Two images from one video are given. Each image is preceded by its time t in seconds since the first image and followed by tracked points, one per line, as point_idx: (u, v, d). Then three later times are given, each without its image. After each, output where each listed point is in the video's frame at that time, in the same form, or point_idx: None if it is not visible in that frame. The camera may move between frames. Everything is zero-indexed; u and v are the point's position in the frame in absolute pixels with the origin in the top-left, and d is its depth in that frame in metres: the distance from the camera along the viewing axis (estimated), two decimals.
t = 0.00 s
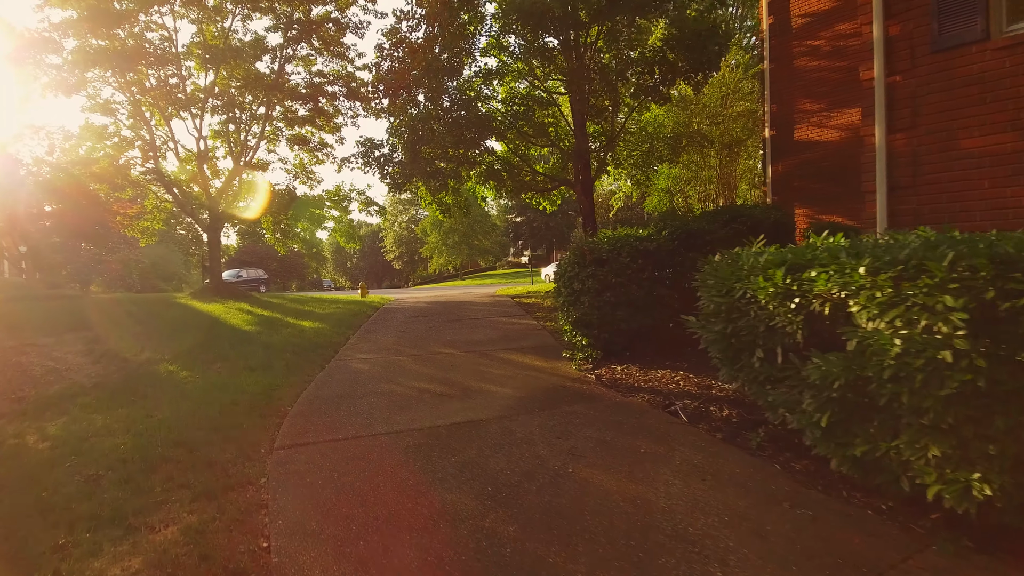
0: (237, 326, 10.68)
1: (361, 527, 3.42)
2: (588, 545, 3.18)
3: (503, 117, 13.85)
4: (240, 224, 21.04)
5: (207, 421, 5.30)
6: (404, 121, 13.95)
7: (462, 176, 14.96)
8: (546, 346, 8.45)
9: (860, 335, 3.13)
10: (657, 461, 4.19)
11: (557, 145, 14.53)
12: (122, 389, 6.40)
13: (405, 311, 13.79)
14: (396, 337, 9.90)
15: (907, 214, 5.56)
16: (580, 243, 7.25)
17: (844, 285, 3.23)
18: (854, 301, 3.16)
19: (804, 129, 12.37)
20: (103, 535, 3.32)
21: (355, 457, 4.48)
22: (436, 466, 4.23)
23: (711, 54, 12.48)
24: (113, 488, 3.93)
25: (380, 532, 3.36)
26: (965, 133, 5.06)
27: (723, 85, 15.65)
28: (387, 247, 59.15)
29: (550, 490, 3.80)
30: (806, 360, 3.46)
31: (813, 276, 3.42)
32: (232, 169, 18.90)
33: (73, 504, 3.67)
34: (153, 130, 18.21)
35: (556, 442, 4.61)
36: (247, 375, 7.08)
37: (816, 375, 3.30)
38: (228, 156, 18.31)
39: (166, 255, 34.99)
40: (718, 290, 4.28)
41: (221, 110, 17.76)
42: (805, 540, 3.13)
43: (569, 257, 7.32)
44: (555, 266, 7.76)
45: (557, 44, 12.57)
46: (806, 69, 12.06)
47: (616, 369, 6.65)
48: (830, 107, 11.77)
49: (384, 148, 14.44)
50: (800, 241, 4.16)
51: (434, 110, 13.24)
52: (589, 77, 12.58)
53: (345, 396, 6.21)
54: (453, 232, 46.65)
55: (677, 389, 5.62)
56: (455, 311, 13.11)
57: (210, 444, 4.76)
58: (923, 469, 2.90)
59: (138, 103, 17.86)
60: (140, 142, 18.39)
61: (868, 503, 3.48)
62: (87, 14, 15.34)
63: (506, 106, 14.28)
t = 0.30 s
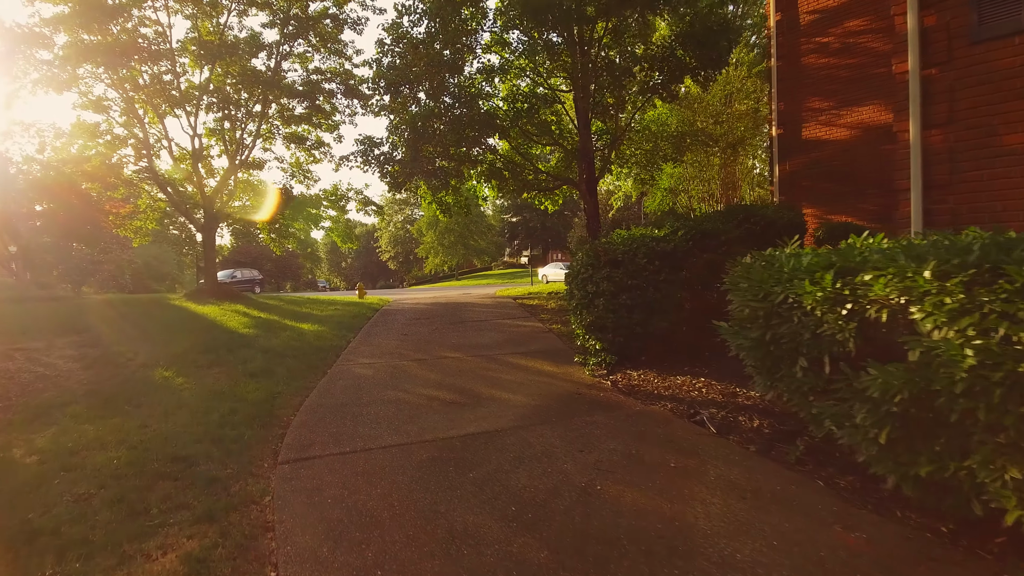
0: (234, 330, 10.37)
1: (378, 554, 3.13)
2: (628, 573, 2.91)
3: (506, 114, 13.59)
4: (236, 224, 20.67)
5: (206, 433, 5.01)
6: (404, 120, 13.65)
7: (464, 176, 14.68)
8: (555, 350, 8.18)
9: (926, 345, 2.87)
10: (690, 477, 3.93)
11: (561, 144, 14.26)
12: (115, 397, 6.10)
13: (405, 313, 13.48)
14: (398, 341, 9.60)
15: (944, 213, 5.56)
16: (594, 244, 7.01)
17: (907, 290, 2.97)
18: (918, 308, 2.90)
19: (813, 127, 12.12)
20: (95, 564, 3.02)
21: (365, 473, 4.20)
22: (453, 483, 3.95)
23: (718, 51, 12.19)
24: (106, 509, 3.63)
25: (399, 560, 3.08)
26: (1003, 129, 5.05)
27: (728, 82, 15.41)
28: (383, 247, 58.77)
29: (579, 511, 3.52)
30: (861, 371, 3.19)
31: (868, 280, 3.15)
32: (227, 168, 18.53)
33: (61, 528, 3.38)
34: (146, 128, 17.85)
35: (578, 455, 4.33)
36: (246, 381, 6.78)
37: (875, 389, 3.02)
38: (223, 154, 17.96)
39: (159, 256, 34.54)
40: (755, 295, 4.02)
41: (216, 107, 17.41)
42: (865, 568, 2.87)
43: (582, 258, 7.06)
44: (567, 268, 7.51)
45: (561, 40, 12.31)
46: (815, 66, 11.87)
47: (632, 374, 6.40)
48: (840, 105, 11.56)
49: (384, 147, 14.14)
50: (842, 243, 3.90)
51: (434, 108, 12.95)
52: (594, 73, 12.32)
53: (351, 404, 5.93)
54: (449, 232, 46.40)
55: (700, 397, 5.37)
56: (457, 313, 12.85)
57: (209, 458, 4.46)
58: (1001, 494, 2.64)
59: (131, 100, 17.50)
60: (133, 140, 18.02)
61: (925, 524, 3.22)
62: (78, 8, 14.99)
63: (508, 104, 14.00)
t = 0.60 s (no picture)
0: (228, 333, 10.03)
1: None
2: None
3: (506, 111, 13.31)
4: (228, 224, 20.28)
5: (200, 446, 4.70)
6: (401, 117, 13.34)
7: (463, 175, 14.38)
8: (562, 354, 7.91)
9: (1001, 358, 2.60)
10: (724, 494, 3.66)
11: (562, 142, 13.99)
12: (103, 406, 5.77)
13: (403, 315, 13.16)
14: (398, 344, 9.30)
15: (979, 214, 5.41)
16: (605, 245, 6.77)
17: (976, 297, 2.71)
18: (990, 316, 2.64)
19: (817, 125, 11.85)
20: None
21: (373, 491, 3.89)
22: (470, 503, 3.66)
23: (724, 47, 11.91)
24: (92, 535, 3.32)
25: None
26: None
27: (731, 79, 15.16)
28: (376, 247, 58.31)
29: (610, 535, 3.24)
30: (922, 385, 2.92)
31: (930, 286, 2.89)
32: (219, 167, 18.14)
33: (40, 559, 3.06)
34: (135, 126, 17.44)
35: (601, 470, 4.06)
36: (242, 388, 6.46)
37: (940, 404, 2.76)
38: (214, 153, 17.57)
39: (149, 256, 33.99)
40: (792, 300, 3.75)
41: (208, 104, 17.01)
42: None
43: (594, 258, 6.79)
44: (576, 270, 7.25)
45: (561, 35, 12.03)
46: (820, 64, 11.60)
47: (647, 381, 6.14)
48: (846, 103, 11.35)
49: (381, 145, 13.82)
50: (888, 245, 3.65)
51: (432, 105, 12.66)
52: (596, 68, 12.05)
53: (353, 413, 5.62)
54: (443, 232, 46.14)
55: (722, 406, 5.11)
56: (456, 315, 12.56)
57: (204, 475, 4.15)
58: None
59: (120, 97, 17.08)
60: (123, 138, 17.61)
61: (987, 549, 2.96)
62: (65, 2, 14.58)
63: (508, 101, 13.72)
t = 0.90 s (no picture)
0: (219, 336, 9.67)
1: None
2: None
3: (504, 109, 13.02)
4: (218, 224, 19.86)
5: (189, 462, 4.37)
6: (397, 114, 13.03)
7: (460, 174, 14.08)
8: (567, 358, 7.63)
9: None
10: (761, 514, 3.39)
11: (561, 141, 13.72)
12: (86, 417, 5.43)
13: (399, 317, 12.84)
14: (396, 348, 8.98)
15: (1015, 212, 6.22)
16: (616, 245, 6.49)
17: None
18: None
19: (821, 123, 11.58)
20: None
21: (380, 513, 3.59)
22: (486, 527, 3.36)
23: (732, 45, 11.81)
24: (70, 566, 3.00)
25: None
26: None
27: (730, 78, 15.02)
28: (367, 247, 57.82)
29: (642, 563, 2.96)
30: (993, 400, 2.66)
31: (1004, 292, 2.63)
32: (209, 165, 17.73)
33: None
34: (123, 123, 17.01)
35: (624, 489, 3.77)
36: (234, 397, 6.14)
37: (1015, 422, 2.50)
38: (204, 151, 17.17)
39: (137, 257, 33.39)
40: (834, 305, 3.48)
41: (198, 101, 16.61)
42: None
43: (604, 258, 6.52)
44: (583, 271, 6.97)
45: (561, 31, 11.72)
46: (825, 61, 11.32)
47: (661, 388, 5.88)
48: (851, 101, 11.04)
49: (376, 142, 13.49)
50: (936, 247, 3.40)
51: (429, 102, 12.35)
52: (597, 65, 11.79)
53: (352, 424, 5.32)
54: (436, 232, 45.81)
55: (745, 415, 4.85)
56: (453, 317, 12.25)
57: (194, 495, 3.83)
58: None
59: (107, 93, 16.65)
60: (110, 135, 17.16)
61: None
62: None
63: (506, 98, 13.44)
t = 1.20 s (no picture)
0: (210, 340, 9.33)
1: None
2: None
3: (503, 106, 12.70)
4: (209, 224, 19.45)
5: (176, 481, 4.04)
6: (393, 110, 12.69)
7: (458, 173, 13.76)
8: (574, 363, 7.34)
9: None
10: (804, 539, 3.11)
11: (561, 139, 13.41)
12: (67, 429, 5.08)
13: (396, 319, 12.51)
14: (394, 352, 8.66)
15: None
16: (628, 246, 6.20)
17: None
18: None
19: (828, 121, 10.85)
20: None
21: (385, 539, 3.27)
22: (504, 557, 3.05)
23: (739, 40, 11.08)
24: None
25: None
26: None
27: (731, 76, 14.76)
28: (360, 247, 57.32)
29: None
30: None
31: None
32: (200, 163, 17.32)
33: None
34: (110, 120, 16.57)
35: (651, 510, 3.47)
36: (226, 405, 5.80)
37: None
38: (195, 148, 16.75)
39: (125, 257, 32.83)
40: (884, 311, 3.21)
41: (188, 98, 16.20)
42: None
43: (615, 259, 6.23)
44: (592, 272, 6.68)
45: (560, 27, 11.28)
46: (831, 58, 10.59)
47: (677, 396, 5.60)
48: (858, 98, 10.32)
49: (372, 140, 13.15)
50: (991, 251, 3.16)
51: (426, 98, 12.01)
52: (597, 61, 11.46)
53: (351, 436, 4.99)
54: (430, 232, 45.41)
55: (770, 426, 4.57)
56: (451, 319, 11.93)
57: (182, 519, 3.51)
58: None
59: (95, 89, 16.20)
60: (97, 133, 16.72)
61: None
62: None
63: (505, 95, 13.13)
